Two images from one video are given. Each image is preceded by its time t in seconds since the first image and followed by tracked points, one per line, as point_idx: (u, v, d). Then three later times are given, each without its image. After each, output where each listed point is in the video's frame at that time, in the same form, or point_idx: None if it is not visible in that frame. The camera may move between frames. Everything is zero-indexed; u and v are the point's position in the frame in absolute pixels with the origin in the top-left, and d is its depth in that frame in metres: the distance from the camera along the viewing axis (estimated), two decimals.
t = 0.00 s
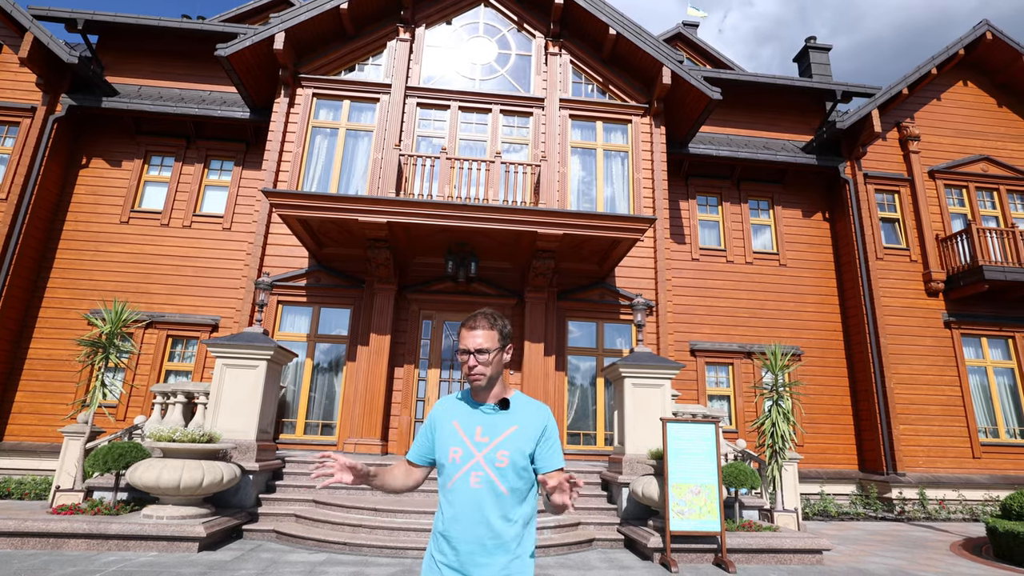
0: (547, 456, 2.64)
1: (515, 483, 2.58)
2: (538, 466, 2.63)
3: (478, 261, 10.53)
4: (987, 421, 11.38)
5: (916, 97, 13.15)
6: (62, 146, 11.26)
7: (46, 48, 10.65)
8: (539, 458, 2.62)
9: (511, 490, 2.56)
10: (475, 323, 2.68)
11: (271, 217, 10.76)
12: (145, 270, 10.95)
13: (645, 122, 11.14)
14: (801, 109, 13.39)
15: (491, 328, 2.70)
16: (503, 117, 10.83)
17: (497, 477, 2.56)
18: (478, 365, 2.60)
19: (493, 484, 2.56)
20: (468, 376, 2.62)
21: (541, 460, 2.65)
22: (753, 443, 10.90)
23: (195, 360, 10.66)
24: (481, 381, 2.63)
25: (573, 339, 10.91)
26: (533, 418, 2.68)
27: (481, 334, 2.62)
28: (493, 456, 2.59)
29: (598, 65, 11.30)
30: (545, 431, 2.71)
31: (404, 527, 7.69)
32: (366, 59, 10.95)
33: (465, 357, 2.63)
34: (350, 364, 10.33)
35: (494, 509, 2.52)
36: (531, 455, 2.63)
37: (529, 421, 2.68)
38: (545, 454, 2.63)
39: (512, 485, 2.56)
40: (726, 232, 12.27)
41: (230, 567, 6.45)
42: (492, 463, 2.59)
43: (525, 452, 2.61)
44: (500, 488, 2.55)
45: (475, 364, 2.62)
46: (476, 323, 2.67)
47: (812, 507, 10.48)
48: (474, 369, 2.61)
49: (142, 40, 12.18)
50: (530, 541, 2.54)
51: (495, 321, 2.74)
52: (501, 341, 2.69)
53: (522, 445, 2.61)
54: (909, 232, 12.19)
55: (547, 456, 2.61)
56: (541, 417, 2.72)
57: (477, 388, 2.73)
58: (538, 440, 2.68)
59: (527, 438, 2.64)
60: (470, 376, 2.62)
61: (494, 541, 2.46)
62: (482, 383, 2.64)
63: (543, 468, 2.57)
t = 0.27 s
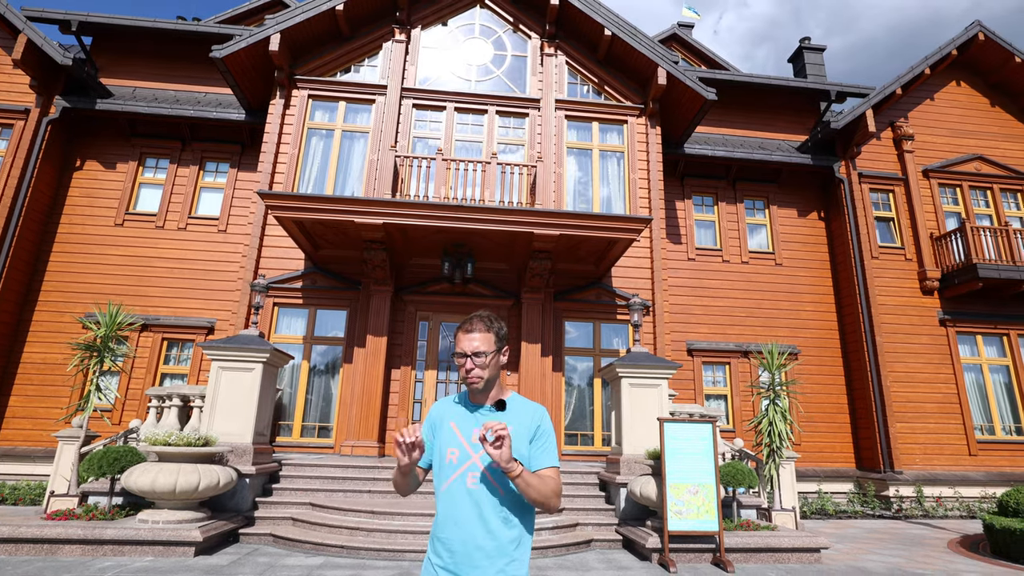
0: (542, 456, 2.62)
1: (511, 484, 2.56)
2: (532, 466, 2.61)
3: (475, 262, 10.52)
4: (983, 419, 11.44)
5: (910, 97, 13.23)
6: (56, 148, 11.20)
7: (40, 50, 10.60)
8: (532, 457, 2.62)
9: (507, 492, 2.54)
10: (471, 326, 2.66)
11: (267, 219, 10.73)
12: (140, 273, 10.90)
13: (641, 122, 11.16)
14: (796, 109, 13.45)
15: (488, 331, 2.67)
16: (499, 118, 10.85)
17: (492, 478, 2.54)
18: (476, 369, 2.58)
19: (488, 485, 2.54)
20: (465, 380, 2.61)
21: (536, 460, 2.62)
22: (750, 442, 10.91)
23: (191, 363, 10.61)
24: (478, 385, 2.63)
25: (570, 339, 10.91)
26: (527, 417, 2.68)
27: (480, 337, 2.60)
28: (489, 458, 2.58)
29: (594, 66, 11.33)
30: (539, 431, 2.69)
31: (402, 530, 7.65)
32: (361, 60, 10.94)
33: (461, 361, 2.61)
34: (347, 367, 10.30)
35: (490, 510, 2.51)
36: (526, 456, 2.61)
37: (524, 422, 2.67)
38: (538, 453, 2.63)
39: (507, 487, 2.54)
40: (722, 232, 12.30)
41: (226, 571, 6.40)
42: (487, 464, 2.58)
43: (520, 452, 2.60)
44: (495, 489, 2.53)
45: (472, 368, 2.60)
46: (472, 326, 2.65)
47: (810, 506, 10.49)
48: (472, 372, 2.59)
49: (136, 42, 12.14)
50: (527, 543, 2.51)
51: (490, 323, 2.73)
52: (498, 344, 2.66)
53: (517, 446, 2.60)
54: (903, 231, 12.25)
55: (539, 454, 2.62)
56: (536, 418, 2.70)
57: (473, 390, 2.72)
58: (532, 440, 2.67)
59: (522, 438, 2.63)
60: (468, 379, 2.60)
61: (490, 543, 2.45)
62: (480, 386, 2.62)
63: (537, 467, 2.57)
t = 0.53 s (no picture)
0: (539, 459, 2.62)
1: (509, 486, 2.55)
2: (530, 468, 2.61)
3: (471, 264, 10.51)
4: (979, 415, 11.47)
5: (903, 95, 13.30)
6: (50, 153, 11.16)
7: (33, 55, 10.56)
8: (530, 460, 2.62)
9: (505, 494, 2.53)
10: (472, 325, 2.65)
11: (262, 222, 10.70)
12: (136, 277, 10.86)
13: (636, 123, 11.18)
14: (790, 109, 13.51)
15: (491, 330, 2.68)
16: (494, 119, 10.86)
17: (489, 481, 2.53)
18: (482, 369, 2.59)
19: (486, 487, 2.53)
20: (470, 380, 2.62)
21: (533, 463, 2.62)
22: (748, 441, 10.92)
23: (187, 367, 10.57)
24: (484, 385, 2.64)
25: (567, 340, 10.91)
26: (524, 420, 2.68)
27: (484, 336, 2.60)
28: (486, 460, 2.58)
29: (588, 67, 11.36)
30: (537, 433, 2.69)
31: (400, 533, 7.62)
32: (356, 63, 10.94)
33: (467, 361, 2.62)
34: (344, 369, 10.28)
35: (488, 513, 2.50)
36: (524, 458, 2.61)
37: (521, 424, 2.67)
38: (536, 456, 2.63)
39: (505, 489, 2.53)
40: (718, 231, 12.33)
41: None
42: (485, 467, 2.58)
43: (518, 455, 2.60)
44: (493, 492, 2.52)
45: (478, 369, 2.61)
46: (474, 326, 2.63)
47: (808, 504, 10.49)
48: (477, 374, 2.61)
49: (130, 46, 12.13)
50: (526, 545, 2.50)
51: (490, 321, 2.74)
52: (501, 343, 2.66)
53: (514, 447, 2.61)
54: (898, 229, 12.30)
55: (537, 457, 2.61)
56: (534, 420, 2.70)
57: (473, 392, 2.73)
58: (530, 443, 2.67)
59: (519, 441, 2.63)
60: (473, 381, 2.61)
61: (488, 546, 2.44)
62: (484, 387, 2.65)
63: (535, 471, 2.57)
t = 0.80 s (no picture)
0: (539, 462, 2.66)
1: (507, 488, 2.57)
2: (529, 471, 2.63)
3: (467, 266, 10.50)
4: (977, 412, 11.48)
5: (897, 94, 13.34)
6: (44, 159, 11.14)
7: (27, 61, 10.55)
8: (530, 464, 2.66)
9: (504, 496, 2.55)
10: (471, 324, 2.73)
11: (258, 226, 10.69)
12: (131, 282, 10.83)
13: (630, 123, 11.20)
14: (785, 108, 13.54)
15: (487, 329, 2.76)
16: (489, 121, 10.86)
17: (490, 485, 2.54)
18: (482, 364, 2.65)
19: (486, 490, 2.54)
20: (468, 377, 2.66)
21: (532, 467, 2.66)
22: (746, 441, 10.91)
23: (183, 372, 10.55)
24: (480, 382, 2.67)
25: (564, 341, 10.90)
26: (522, 422, 2.69)
27: (482, 333, 2.68)
28: (485, 462, 2.58)
29: (582, 68, 11.38)
30: (536, 437, 2.71)
31: (398, 536, 7.60)
32: (350, 66, 10.95)
33: (466, 358, 2.67)
34: (340, 373, 10.25)
35: (489, 516, 2.50)
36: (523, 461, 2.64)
37: (520, 426, 2.69)
38: (535, 459, 2.66)
39: (504, 491, 2.55)
40: (714, 231, 12.34)
41: None
42: (484, 469, 2.58)
43: (516, 458, 2.62)
44: (493, 494, 2.53)
45: (477, 364, 2.67)
46: (474, 325, 2.72)
47: (807, 503, 10.48)
48: (476, 369, 2.66)
49: (124, 51, 12.12)
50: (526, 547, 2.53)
51: (486, 322, 2.83)
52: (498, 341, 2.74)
53: (513, 450, 2.62)
54: (893, 227, 12.32)
55: (537, 461, 2.65)
56: (532, 423, 2.72)
57: (469, 391, 2.72)
58: (529, 446, 2.69)
59: (518, 443, 2.65)
60: (472, 376, 2.65)
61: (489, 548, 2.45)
62: (482, 384, 2.68)
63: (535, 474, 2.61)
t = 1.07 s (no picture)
0: (536, 464, 2.64)
1: (505, 491, 2.57)
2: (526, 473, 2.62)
3: (464, 268, 10.50)
4: (975, 410, 11.47)
5: (892, 92, 13.36)
6: (41, 165, 11.15)
7: (22, 66, 10.56)
8: (527, 465, 2.65)
9: (502, 499, 2.56)
10: (463, 326, 2.69)
11: (254, 230, 10.69)
12: (128, 287, 10.83)
13: (626, 124, 11.21)
14: (780, 108, 13.55)
15: (480, 331, 2.72)
16: (484, 123, 10.87)
17: (487, 488, 2.55)
18: (475, 368, 2.63)
19: (484, 493, 2.55)
20: (462, 380, 2.64)
21: (529, 468, 2.64)
22: (745, 441, 10.90)
23: (180, 376, 10.55)
24: (474, 386, 2.65)
25: (562, 342, 10.89)
26: (517, 425, 2.68)
27: (474, 335, 2.65)
28: (482, 466, 2.58)
29: (577, 69, 11.39)
30: (532, 439, 2.69)
31: (396, 539, 7.58)
32: (345, 69, 10.96)
33: (459, 362, 2.65)
34: (338, 376, 10.24)
35: (487, 519, 2.52)
36: (520, 463, 2.63)
37: (516, 428, 2.68)
38: (532, 461, 2.65)
39: (502, 493, 2.56)
40: (711, 231, 12.34)
41: None
42: (481, 473, 2.58)
43: (513, 461, 2.61)
44: (490, 498, 2.54)
45: (470, 368, 2.64)
46: (467, 327, 2.69)
47: (806, 503, 10.46)
48: (469, 373, 2.63)
49: (120, 56, 12.13)
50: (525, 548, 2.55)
51: (479, 323, 2.79)
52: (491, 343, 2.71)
53: (510, 453, 2.61)
54: (890, 226, 12.32)
55: (534, 463, 2.64)
56: (528, 424, 2.70)
57: (463, 395, 2.70)
58: (525, 448, 2.68)
59: (515, 446, 2.64)
60: (465, 380, 2.63)
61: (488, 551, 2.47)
62: (476, 388, 2.66)
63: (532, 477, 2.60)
